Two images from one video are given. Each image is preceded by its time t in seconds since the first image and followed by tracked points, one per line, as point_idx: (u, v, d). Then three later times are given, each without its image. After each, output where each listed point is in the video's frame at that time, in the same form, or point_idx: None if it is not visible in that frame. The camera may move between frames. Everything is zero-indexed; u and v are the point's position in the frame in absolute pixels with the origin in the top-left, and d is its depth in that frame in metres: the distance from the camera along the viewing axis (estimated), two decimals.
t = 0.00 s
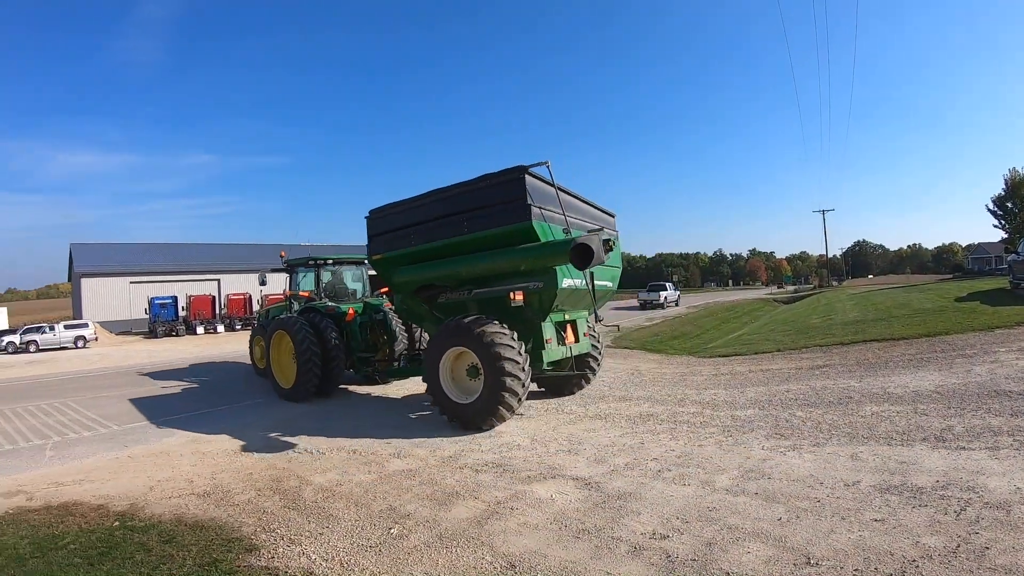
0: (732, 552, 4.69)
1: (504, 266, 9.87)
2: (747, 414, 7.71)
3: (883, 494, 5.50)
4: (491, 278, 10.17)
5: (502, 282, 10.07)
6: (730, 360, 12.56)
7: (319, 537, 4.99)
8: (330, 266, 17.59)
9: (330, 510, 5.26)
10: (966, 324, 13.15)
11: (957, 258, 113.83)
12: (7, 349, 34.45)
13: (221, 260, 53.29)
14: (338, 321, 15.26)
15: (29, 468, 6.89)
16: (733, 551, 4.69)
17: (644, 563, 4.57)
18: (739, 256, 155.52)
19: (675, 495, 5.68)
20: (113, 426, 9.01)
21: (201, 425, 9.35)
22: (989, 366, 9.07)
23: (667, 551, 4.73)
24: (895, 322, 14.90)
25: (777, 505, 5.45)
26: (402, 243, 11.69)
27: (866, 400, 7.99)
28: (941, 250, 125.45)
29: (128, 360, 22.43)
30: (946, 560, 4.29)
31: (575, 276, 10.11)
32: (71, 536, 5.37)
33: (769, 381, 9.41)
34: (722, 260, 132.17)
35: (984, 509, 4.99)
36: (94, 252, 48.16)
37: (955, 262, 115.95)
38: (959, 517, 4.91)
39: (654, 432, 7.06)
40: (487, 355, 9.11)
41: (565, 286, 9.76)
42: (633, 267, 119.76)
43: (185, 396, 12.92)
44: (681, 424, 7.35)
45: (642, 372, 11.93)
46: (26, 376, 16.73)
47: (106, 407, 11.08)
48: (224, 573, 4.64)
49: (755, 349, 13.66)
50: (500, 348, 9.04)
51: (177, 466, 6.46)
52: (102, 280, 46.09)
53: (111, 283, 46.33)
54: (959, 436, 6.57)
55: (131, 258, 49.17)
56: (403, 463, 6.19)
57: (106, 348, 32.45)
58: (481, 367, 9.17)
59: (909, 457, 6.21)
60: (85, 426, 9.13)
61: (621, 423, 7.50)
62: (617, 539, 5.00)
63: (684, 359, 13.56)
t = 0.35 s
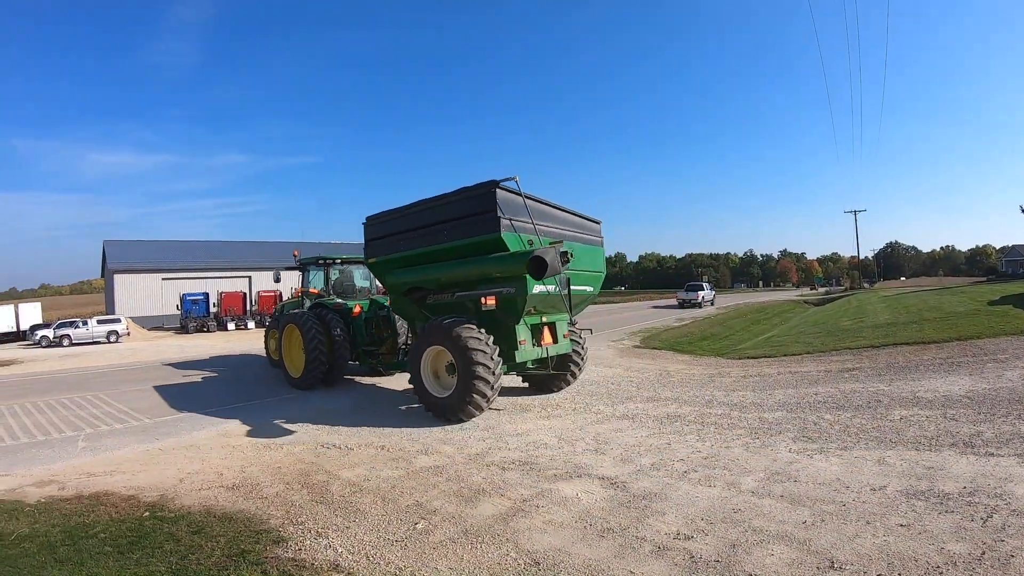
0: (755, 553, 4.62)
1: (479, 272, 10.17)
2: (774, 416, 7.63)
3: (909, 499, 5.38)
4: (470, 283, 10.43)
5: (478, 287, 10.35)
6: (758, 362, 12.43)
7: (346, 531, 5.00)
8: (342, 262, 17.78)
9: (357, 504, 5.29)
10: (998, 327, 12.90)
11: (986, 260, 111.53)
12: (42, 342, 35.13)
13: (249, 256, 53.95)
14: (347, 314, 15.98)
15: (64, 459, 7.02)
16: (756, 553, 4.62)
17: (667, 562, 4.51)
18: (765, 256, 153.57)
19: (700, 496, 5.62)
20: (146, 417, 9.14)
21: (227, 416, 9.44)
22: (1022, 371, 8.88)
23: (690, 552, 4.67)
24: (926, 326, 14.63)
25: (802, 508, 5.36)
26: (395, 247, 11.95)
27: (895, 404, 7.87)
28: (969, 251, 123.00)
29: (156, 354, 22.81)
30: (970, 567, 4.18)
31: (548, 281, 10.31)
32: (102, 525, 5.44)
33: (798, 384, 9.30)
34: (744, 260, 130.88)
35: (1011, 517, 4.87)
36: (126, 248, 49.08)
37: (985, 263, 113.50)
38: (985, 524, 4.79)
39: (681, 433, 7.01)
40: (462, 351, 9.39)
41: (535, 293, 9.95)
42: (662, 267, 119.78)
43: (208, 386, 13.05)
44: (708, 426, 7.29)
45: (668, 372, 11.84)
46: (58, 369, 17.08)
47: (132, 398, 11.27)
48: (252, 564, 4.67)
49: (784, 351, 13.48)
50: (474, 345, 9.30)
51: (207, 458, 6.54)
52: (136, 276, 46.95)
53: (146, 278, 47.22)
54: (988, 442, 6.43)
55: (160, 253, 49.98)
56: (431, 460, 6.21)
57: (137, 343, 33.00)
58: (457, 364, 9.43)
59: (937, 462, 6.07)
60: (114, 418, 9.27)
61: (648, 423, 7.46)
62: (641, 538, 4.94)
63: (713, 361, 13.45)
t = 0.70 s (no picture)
0: (782, 557, 4.55)
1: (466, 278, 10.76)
2: (804, 420, 7.54)
3: (938, 506, 5.26)
4: (458, 286, 11.03)
5: (466, 290, 10.94)
6: (787, 365, 12.30)
7: (374, 526, 5.02)
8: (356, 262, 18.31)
9: (386, 500, 5.31)
10: None
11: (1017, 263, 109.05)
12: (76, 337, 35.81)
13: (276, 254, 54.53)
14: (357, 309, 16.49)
15: (100, 451, 7.14)
16: (782, 556, 4.55)
17: (693, 564, 4.46)
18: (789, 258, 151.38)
19: (727, 498, 5.56)
20: (178, 411, 9.25)
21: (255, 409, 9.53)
22: None
23: (716, 554, 4.61)
24: (958, 330, 14.35)
25: (830, 512, 5.27)
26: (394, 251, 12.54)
27: (927, 409, 7.73)
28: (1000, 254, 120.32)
29: (184, 350, 23.16)
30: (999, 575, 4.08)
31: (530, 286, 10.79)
32: (133, 516, 5.52)
33: (828, 388, 9.17)
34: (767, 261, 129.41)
35: None
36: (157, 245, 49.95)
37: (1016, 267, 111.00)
38: (1015, 533, 4.67)
39: (710, 435, 6.95)
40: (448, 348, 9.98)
41: (515, 297, 10.44)
42: (692, 268, 119.00)
43: (232, 380, 13.20)
44: (737, 428, 7.23)
45: (695, 373, 11.75)
46: (87, 363, 17.40)
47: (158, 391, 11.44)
48: (281, 556, 4.70)
49: (816, 354, 13.27)
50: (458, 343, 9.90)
51: (238, 452, 6.61)
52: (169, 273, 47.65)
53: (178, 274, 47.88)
54: (1021, 449, 6.28)
55: (189, 250, 50.73)
56: (459, 458, 6.22)
57: (168, 339, 33.53)
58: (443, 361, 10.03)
59: (967, 469, 5.94)
60: (143, 411, 9.41)
61: (677, 424, 7.41)
62: (667, 539, 4.88)
63: (741, 363, 13.33)
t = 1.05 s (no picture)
0: (805, 561, 4.48)
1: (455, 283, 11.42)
2: (828, 422, 7.46)
3: (963, 511, 5.16)
4: (448, 289, 11.68)
5: (455, 293, 11.60)
6: (810, 367, 12.17)
7: (397, 525, 5.01)
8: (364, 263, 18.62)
9: (408, 499, 5.30)
10: None
11: None
12: (103, 335, 36.39)
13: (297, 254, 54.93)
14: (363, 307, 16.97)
15: (128, 447, 7.23)
16: (805, 561, 4.48)
17: (715, 567, 4.40)
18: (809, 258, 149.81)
19: (751, 502, 5.49)
20: (203, 409, 9.33)
21: (276, 406, 9.58)
22: None
23: (739, 557, 4.55)
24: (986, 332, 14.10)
25: (854, 517, 5.18)
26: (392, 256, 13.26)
27: (954, 413, 7.59)
28: None
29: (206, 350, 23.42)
30: None
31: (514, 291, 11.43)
32: (158, 512, 5.56)
33: (854, 390, 9.06)
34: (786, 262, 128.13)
35: None
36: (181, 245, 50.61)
37: None
38: None
39: (734, 438, 6.89)
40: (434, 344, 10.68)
41: (498, 302, 11.12)
42: (718, 269, 118.27)
43: (250, 378, 13.25)
44: (761, 430, 7.15)
45: (716, 374, 11.65)
46: (110, 361, 17.66)
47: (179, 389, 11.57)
48: (304, 554, 4.70)
49: (840, 356, 13.16)
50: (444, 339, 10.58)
51: (262, 451, 6.63)
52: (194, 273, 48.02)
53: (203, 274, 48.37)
54: None
55: (211, 250, 51.29)
56: (483, 458, 6.21)
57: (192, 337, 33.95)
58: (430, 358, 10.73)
59: (994, 475, 5.82)
60: (167, 409, 9.51)
61: (701, 426, 7.35)
62: (690, 542, 4.83)
63: (763, 365, 13.21)
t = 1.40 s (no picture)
0: (827, 565, 4.42)
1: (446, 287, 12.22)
2: (852, 425, 7.37)
3: (988, 516, 5.07)
4: (442, 294, 12.41)
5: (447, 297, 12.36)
6: (834, 369, 12.06)
7: (419, 525, 5.01)
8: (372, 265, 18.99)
9: (431, 500, 5.31)
10: None
11: None
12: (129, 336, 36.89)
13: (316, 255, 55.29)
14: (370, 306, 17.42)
15: (153, 446, 7.31)
16: (828, 565, 4.42)
17: (738, 570, 4.36)
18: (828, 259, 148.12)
19: (774, 505, 5.44)
20: (227, 409, 9.39)
21: (298, 405, 9.64)
22: None
23: (762, 561, 4.50)
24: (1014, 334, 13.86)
25: (877, 521, 5.11)
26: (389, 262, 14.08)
27: (980, 416, 7.47)
28: None
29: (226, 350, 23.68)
30: None
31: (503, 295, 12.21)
32: (182, 510, 5.60)
33: (878, 393, 8.95)
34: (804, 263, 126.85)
35: None
36: (204, 246, 51.16)
37: None
38: None
39: (757, 440, 6.83)
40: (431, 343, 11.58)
41: (489, 305, 11.92)
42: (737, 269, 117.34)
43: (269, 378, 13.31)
44: (784, 433, 7.09)
45: (739, 376, 11.56)
46: (133, 361, 17.91)
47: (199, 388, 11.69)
48: (327, 553, 4.72)
49: (864, 358, 13.04)
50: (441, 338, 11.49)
51: (286, 450, 6.67)
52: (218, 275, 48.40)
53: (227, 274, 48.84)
54: None
55: (232, 250, 51.84)
56: (506, 459, 6.21)
57: (216, 338, 34.21)
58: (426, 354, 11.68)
59: (1021, 479, 5.71)
60: (190, 408, 9.59)
61: (724, 428, 7.30)
62: (712, 545, 4.79)
63: (786, 366, 13.10)
